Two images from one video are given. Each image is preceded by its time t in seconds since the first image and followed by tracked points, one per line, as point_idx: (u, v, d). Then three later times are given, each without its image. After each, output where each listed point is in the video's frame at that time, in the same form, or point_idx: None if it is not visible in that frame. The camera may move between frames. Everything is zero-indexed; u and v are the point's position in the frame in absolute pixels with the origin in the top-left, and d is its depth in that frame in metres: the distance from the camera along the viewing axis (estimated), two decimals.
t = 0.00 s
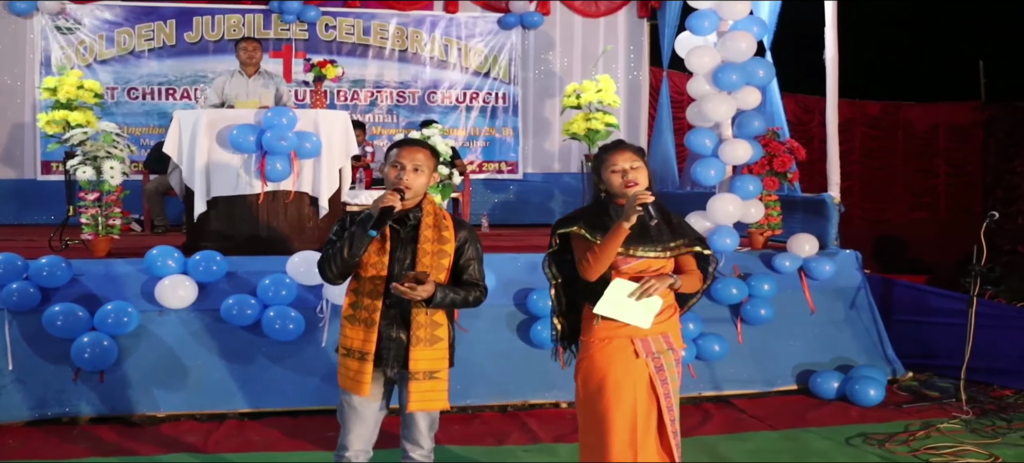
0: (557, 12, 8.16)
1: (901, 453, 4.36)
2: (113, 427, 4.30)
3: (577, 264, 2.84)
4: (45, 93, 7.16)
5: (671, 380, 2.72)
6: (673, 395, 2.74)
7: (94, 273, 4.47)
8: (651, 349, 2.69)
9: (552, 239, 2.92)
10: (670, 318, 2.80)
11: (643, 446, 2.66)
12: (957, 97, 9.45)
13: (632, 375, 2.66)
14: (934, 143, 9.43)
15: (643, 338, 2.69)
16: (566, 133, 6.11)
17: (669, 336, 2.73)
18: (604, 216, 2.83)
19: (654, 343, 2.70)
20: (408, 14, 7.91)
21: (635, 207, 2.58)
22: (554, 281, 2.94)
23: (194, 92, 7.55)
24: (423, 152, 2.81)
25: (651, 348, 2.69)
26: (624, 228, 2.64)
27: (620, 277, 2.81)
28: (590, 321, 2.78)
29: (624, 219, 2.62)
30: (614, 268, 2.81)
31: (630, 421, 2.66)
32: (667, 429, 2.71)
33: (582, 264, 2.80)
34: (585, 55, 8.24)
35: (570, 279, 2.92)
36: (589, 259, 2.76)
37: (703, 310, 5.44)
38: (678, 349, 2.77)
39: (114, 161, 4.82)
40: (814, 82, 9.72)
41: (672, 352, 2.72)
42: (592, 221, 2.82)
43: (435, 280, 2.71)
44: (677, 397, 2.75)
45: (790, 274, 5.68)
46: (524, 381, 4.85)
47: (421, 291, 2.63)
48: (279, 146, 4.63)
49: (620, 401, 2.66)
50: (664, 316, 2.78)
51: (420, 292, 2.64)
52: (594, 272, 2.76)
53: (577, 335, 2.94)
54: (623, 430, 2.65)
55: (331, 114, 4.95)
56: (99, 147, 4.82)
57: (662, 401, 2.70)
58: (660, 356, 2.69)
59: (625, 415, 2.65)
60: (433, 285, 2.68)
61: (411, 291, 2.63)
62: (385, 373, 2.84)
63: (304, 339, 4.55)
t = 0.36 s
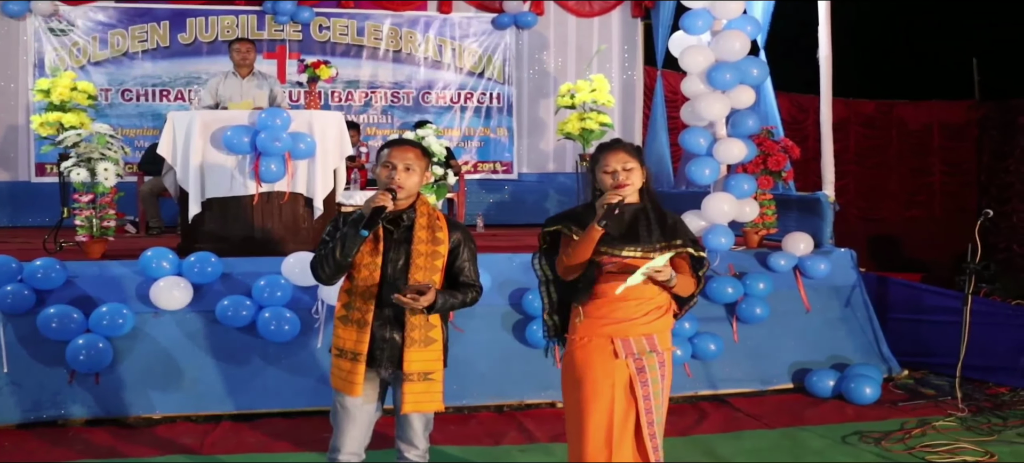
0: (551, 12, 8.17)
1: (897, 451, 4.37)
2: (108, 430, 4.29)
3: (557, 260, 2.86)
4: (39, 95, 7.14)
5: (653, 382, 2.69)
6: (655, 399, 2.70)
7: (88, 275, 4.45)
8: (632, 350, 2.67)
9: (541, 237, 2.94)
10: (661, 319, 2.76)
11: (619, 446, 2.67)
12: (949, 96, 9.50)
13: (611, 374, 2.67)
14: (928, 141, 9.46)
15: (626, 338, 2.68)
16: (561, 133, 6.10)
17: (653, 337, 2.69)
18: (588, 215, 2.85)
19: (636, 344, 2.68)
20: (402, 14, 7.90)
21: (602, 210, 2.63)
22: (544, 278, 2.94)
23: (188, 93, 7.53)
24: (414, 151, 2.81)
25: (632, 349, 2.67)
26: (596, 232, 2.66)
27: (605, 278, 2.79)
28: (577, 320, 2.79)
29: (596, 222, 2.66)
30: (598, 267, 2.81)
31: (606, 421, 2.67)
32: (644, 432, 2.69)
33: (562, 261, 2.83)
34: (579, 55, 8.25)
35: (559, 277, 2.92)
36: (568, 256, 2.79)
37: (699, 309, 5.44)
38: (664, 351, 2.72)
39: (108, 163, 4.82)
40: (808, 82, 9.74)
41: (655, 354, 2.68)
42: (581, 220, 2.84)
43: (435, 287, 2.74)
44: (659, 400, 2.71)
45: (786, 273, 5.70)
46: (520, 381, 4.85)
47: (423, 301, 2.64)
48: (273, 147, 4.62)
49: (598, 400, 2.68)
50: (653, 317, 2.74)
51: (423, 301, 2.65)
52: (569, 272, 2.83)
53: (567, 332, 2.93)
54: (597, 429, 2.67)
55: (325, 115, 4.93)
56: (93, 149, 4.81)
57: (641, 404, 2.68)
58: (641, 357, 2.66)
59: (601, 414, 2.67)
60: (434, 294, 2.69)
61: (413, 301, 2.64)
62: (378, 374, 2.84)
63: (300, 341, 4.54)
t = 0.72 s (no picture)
0: (548, 10, 8.16)
1: (896, 448, 4.38)
2: (105, 429, 4.27)
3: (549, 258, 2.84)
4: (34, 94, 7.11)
5: (642, 381, 2.68)
6: (644, 398, 2.69)
7: (85, 274, 4.44)
8: (622, 347, 2.67)
9: (536, 234, 2.91)
10: (654, 317, 2.74)
11: (605, 444, 2.68)
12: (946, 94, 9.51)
13: (599, 371, 2.68)
14: (925, 139, 9.47)
15: (616, 335, 2.68)
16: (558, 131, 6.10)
17: (644, 335, 2.69)
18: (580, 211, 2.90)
19: (626, 341, 2.68)
20: (398, 13, 7.90)
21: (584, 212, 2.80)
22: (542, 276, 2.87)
23: (184, 92, 7.51)
24: (399, 146, 2.81)
25: (622, 346, 2.67)
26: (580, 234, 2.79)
27: (597, 274, 2.76)
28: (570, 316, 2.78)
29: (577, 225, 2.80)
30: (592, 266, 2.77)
31: (594, 417, 2.68)
32: (633, 430, 2.68)
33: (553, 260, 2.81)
34: (575, 53, 8.24)
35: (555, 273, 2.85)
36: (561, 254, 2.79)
37: (697, 306, 5.44)
38: (655, 350, 2.71)
39: (104, 162, 4.79)
40: (806, 80, 9.73)
41: (645, 353, 2.68)
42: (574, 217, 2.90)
43: (428, 287, 2.73)
44: (648, 400, 2.70)
45: (784, 270, 5.70)
46: (518, 379, 4.84)
47: (418, 303, 2.66)
48: (269, 146, 4.61)
49: (586, 397, 2.69)
50: (646, 314, 2.73)
51: (416, 303, 2.67)
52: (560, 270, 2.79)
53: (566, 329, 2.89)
54: (585, 426, 2.68)
55: (321, 113, 4.93)
56: (89, 148, 4.82)
57: (629, 402, 2.68)
58: (630, 355, 2.66)
59: (589, 411, 2.68)
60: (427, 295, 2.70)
61: (408, 304, 2.65)
62: (372, 373, 2.83)
63: (297, 339, 4.53)
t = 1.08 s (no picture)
0: (548, 9, 8.15)
1: (897, 447, 4.37)
2: (105, 427, 4.26)
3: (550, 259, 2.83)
4: (34, 92, 7.09)
5: (644, 378, 2.67)
6: (646, 395, 2.68)
7: (85, 272, 4.43)
8: (623, 345, 2.66)
9: (537, 232, 2.90)
10: (655, 314, 2.73)
11: (607, 442, 2.66)
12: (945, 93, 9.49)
13: (601, 368, 2.66)
14: (925, 138, 9.45)
15: (617, 332, 2.67)
16: (559, 130, 6.08)
17: (645, 332, 2.68)
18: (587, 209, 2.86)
19: (627, 338, 2.67)
20: (398, 11, 7.89)
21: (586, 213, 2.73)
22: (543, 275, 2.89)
23: (184, 90, 7.50)
24: (384, 141, 2.79)
25: (624, 344, 2.66)
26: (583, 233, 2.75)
27: (598, 271, 2.75)
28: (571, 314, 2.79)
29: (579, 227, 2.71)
30: (592, 264, 2.77)
31: (596, 415, 2.67)
32: (634, 428, 2.67)
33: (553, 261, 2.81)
34: (575, 52, 8.23)
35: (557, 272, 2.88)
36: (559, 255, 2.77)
37: (697, 305, 5.43)
38: (657, 347, 2.71)
39: (104, 159, 4.76)
40: (806, 79, 9.72)
41: (646, 350, 2.67)
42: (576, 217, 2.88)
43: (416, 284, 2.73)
44: (649, 398, 2.69)
45: (785, 269, 5.69)
46: (518, 378, 4.83)
47: (404, 298, 2.66)
48: (270, 143, 4.61)
49: (587, 395, 2.68)
50: (647, 311, 2.72)
51: (402, 299, 2.66)
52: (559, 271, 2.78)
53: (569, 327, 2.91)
54: (586, 425, 2.67)
55: (322, 111, 4.93)
56: (89, 145, 4.77)
57: (631, 399, 2.66)
58: (632, 352, 2.66)
59: (590, 409, 2.67)
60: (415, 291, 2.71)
61: (395, 300, 2.65)
62: (364, 372, 2.80)
63: (297, 338, 4.52)
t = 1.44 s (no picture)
0: (550, 8, 8.13)
1: (902, 446, 4.35)
2: (105, 427, 4.24)
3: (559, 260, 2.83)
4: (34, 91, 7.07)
5: (659, 374, 2.71)
6: (662, 391, 2.72)
7: (85, 271, 4.40)
8: (638, 341, 2.69)
9: (543, 231, 2.91)
10: (665, 310, 2.77)
11: (627, 440, 2.69)
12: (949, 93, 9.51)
13: (617, 366, 2.68)
14: (926, 136, 9.52)
15: (631, 329, 2.70)
16: (561, 129, 6.06)
17: (658, 328, 2.71)
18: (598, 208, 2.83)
19: (641, 335, 2.70)
20: (399, 10, 7.87)
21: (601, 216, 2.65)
22: (548, 275, 2.91)
23: (184, 89, 7.48)
24: (375, 142, 2.73)
25: (638, 341, 2.69)
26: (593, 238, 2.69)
27: (608, 269, 2.76)
28: (578, 312, 2.81)
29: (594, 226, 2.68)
30: (602, 260, 2.77)
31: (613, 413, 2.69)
32: (652, 423, 2.71)
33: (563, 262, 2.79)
34: (577, 51, 8.21)
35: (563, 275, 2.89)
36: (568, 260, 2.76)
37: (700, 304, 5.42)
38: (669, 342, 2.74)
39: (105, 158, 4.73)
40: (808, 79, 9.69)
41: (660, 345, 2.71)
42: (580, 215, 2.85)
43: (401, 270, 2.69)
44: (664, 392, 2.73)
45: (787, 268, 5.67)
46: (521, 377, 4.80)
47: (390, 280, 2.59)
48: (271, 142, 4.59)
49: (604, 394, 2.69)
50: (657, 307, 2.75)
51: (389, 282, 2.60)
52: (570, 272, 2.76)
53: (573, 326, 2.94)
54: (605, 424, 2.69)
55: (324, 110, 4.92)
56: (89, 143, 4.74)
57: (648, 395, 2.70)
58: (647, 348, 2.69)
59: (608, 407, 2.68)
60: (400, 276, 2.65)
61: (379, 282, 2.59)
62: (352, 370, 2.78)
63: (298, 337, 4.49)
